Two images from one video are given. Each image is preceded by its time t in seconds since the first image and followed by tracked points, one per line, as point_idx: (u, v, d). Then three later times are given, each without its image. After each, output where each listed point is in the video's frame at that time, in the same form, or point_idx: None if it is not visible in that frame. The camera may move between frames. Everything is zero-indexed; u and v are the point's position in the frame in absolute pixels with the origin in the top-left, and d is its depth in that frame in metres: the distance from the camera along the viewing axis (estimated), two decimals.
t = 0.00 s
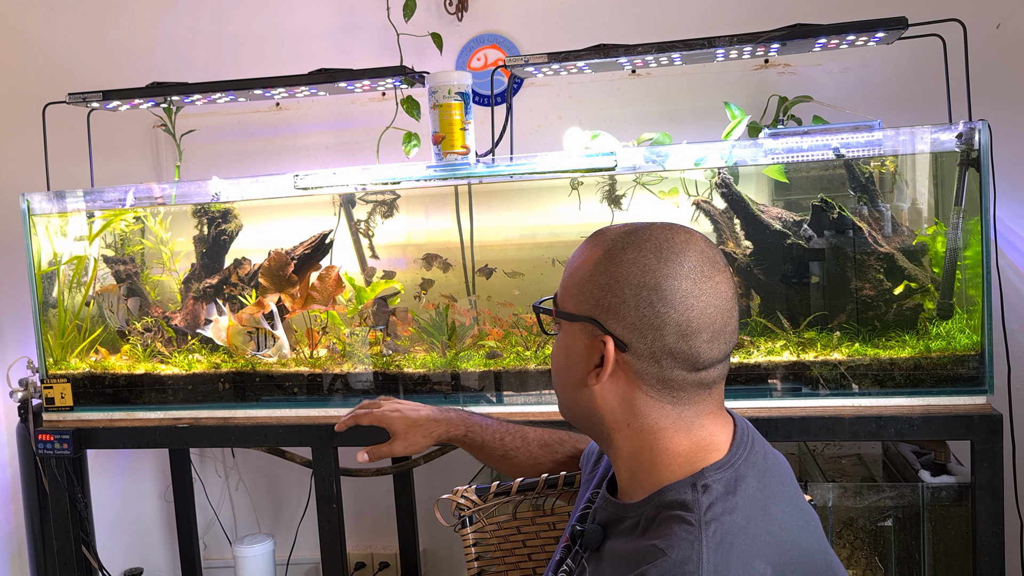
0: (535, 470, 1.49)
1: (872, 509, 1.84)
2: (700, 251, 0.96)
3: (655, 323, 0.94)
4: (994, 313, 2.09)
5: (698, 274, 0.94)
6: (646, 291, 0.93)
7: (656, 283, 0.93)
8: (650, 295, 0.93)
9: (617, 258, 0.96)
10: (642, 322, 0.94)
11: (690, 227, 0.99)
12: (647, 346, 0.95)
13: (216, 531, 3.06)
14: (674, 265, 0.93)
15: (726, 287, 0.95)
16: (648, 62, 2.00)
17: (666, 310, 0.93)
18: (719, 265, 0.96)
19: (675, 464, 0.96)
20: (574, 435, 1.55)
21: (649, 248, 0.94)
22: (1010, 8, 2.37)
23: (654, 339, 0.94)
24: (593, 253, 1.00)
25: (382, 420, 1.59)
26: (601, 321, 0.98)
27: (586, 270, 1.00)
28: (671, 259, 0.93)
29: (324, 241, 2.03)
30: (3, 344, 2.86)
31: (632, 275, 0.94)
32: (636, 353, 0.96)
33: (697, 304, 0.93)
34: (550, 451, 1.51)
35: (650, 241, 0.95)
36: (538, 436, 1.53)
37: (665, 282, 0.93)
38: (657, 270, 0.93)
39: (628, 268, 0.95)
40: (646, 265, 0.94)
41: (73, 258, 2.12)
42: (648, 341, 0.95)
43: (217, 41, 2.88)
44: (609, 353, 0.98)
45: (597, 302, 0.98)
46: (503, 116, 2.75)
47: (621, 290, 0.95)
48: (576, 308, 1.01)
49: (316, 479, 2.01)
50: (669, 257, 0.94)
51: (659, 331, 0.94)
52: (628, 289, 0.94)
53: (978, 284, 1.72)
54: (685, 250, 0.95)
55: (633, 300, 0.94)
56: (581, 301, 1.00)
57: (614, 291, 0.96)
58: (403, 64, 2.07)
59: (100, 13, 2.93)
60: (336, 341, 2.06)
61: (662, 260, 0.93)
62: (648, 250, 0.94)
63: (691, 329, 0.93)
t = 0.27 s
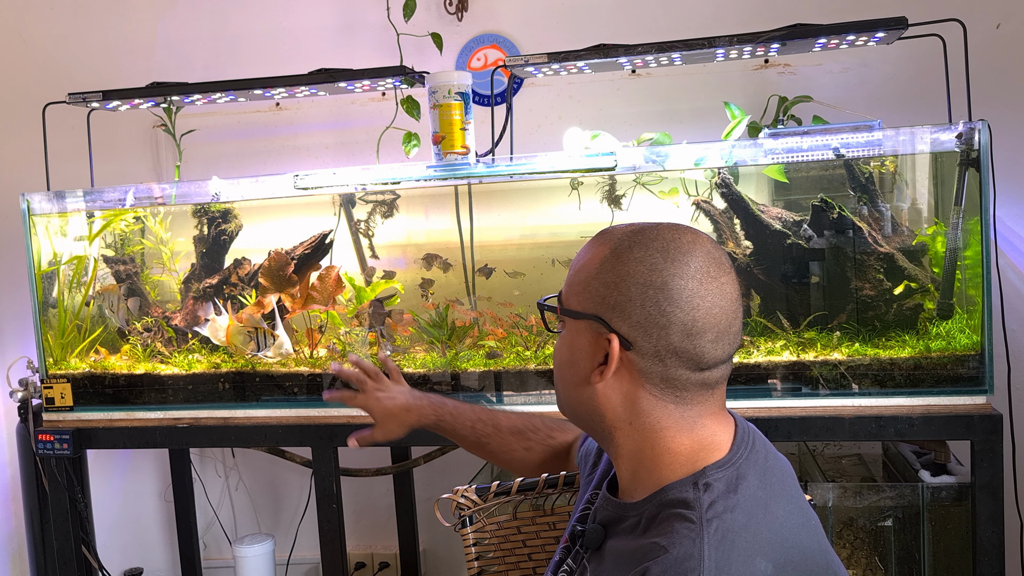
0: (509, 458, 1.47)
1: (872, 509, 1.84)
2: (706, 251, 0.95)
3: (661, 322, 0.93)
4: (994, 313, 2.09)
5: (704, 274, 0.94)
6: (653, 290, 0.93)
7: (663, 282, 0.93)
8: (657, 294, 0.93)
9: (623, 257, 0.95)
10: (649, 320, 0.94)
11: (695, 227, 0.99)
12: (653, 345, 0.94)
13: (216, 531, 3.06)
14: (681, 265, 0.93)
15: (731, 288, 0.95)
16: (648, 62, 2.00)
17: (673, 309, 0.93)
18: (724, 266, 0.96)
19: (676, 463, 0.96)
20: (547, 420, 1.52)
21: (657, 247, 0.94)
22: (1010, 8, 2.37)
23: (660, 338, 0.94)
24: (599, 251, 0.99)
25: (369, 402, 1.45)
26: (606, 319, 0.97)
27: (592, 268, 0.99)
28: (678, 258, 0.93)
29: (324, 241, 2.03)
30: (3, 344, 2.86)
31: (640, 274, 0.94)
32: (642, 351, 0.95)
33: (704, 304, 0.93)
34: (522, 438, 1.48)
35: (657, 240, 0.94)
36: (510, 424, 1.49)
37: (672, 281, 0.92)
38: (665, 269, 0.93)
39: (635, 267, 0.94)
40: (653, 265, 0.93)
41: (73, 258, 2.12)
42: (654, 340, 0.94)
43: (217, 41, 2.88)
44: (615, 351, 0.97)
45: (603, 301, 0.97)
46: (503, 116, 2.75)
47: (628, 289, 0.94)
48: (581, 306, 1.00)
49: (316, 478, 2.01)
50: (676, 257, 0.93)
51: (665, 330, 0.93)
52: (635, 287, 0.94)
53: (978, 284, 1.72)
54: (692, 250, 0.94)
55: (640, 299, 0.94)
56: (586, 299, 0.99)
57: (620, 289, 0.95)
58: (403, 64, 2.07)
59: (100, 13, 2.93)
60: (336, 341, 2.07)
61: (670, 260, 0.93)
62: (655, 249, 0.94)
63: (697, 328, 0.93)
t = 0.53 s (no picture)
0: (480, 435, 1.47)
1: (872, 509, 1.84)
2: (709, 253, 0.95)
3: (668, 325, 0.92)
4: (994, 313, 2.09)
5: (708, 276, 0.93)
6: (660, 294, 0.92)
7: (669, 285, 0.92)
8: (664, 298, 0.92)
9: (627, 260, 0.94)
10: (656, 324, 0.93)
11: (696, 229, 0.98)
12: (659, 349, 0.94)
13: (216, 531, 3.06)
14: (686, 267, 0.92)
15: (734, 289, 0.95)
16: (648, 62, 2.00)
17: (679, 312, 0.92)
18: (726, 267, 0.96)
19: (678, 464, 0.96)
20: (518, 399, 1.48)
21: (661, 250, 0.93)
22: (1010, 8, 2.37)
23: (667, 342, 0.93)
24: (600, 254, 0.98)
25: (350, 373, 1.47)
26: (610, 324, 0.96)
27: (593, 272, 0.98)
28: (683, 261, 0.93)
29: (324, 241, 2.03)
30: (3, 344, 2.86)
31: (645, 277, 0.93)
32: (648, 356, 0.94)
33: (709, 306, 0.93)
34: (490, 415, 1.47)
35: (661, 243, 0.94)
36: (478, 400, 1.48)
37: (678, 284, 0.92)
38: (670, 273, 0.92)
39: (640, 270, 0.93)
40: (659, 268, 0.92)
41: (73, 258, 2.12)
42: (660, 343, 0.93)
43: (217, 41, 2.88)
44: (620, 356, 0.96)
45: (606, 305, 0.96)
46: (503, 116, 2.75)
47: (633, 293, 0.93)
48: (583, 310, 0.99)
49: (316, 479, 2.01)
50: (681, 259, 0.93)
51: (672, 333, 0.93)
52: (641, 291, 0.93)
53: (978, 284, 1.72)
54: (696, 252, 0.94)
55: (646, 303, 0.93)
56: (589, 303, 0.98)
57: (625, 293, 0.94)
58: (403, 64, 2.07)
59: (100, 13, 2.93)
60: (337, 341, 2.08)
61: (674, 262, 0.92)
62: (659, 252, 0.93)
63: (703, 330, 0.93)
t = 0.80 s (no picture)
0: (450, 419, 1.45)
1: (872, 509, 1.84)
2: (708, 256, 0.95)
3: (668, 328, 0.92)
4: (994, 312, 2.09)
5: (708, 279, 0.93)
6: (661, 297, 0.92)
7: (670, 288, 0.92)
8: (664, 302, 0.92)
9: (627, 263, 0.94)
10: (656, 327, 0.93)
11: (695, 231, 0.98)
12: (659, 352, 0.93)
13: (216, 531, 3.06)
14: (686, 270, 0.92)
15: (732, 292, 0.96)
16: (648, 62, 2.00)
17: (679, 316, 0.92)
18: (725, 270, 0.96)
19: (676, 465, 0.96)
20: (482, 381, 1.48)
21: (661, 253, 0.93)
22: (1010, 8, 2.37)
23: (667, 345, 0.93)
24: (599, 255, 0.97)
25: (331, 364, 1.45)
26: (610, 326, 0.96)
27: (593, 274, 0.97)
28: (683, 264, 0.92)
29: (324, 241, 2.03)
30: (3, 344, 2.86)
31: (645, 280, 0.92)
32: (647, 359, 0.94)
33: (709, 309, 0.93)
34: (457, 398, 1.46)
35: (661, 246, 0.93)
36: (444, 384, 1.47)
37: (678, 287, 0.92)
38: (671, 276, 0.92)
39: (641, 273, 0.93)
40: (659, 271, 0.92)
41: (73, 258, 2.12)
42: (660, 346, 0.93)
43: (217, 41, 2.88)
44: (619, 358, 0.96)
45: (606, 308, 0.96)
46: (503, 116, 2.75)
47: (634, 296, 0.93)
48: (583, 313, 0.98)
49: (316, 479, 2.01)
50: (681, 263, 0.92)
51: (672, 336, 0.92)
52: (641, 294, 0.92)
53: (978, 284, 1.72)
54: (695, 255, 0.94)
55: (646, 306, 0.92)
56: (588, 305, 0.97)
57: (626, 297, 0.93)
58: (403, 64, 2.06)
59: (100, 13, 2.93)
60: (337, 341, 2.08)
61: (674, 266, 0.92)
62: (659, 255, 0.93)
63: (703, 333, 0.93)
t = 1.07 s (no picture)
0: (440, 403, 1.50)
1: (871, 509, 1.84)
2: (702, 261, 0.95)
3: (662, 332, 0.92)
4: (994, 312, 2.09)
5: (702, 284, 0.93)
6: (654, 302, 0.92)
7: (664, 293, 0.92)
8: (658, 306, 0.92)
9: (621, 267, 0.94)
10: (650, 331, 0.92)
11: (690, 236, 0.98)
12: (654, 356, 0.93)
13: (216, 531, 3.06)
14: (680, 275, 0.92)
15: (726, 296, 0.95)
16: (648, 62, 2.00)
17: (673, 320, 0.92)
18: (718, 274, 0.96)
19: (670, 464, 0.96)
20: (467, 368, 1.49)
21: (655, 257, 0.93)
22: (1010, 7, 2.37)
23: (661, 349, 0.93)
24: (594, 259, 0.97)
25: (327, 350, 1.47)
26: (604, 330, 0.96)
27: (588, 278, 0.97)
28: (677, 269, 0.92)
29: (324, 241, 2.03)
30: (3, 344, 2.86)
31: (639, 284, 0.92)
32: (641, 362, 0.94)
33: (703, 314, 0.93)
34: (444, 386, 1.49)
35: (655, 250, 0.93)
36: (432, 372, 1.50)
37: (672, 292, 0.92)
38: (665, 281, 0.92)
39: (634, 277, 0.93)
40: (653, 275, 0.92)
41: (73, 258, 2.12)
42: (654, 350, 0.93)
43: (217, 41, 2.88)
44: (613, 361, 0.96)
45: (600, 311, 0.95)
46: (503, 116, 2.75)
47: (628, 300, 0.93)
48: (577, 316, 0.98)
49: (316, 478, 2.01)
50: (675, 267, 0.92)
51: (666, 340, 0.92)
52: (635, 298, 0.92)
53: (978, 284, 1.72)
54: (689, 260, 0.94)
55: (640, 310, 0.92)
56: (581, 309, 0.97)
57: (620, 301, 0.93)
58: (403, 64, 2.06)
59: (100, 13, 2.93)
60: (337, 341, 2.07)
61: (668, 270, 0.92)
62: (653, 260, 0.93)
63: (697, 338, 0.93)
